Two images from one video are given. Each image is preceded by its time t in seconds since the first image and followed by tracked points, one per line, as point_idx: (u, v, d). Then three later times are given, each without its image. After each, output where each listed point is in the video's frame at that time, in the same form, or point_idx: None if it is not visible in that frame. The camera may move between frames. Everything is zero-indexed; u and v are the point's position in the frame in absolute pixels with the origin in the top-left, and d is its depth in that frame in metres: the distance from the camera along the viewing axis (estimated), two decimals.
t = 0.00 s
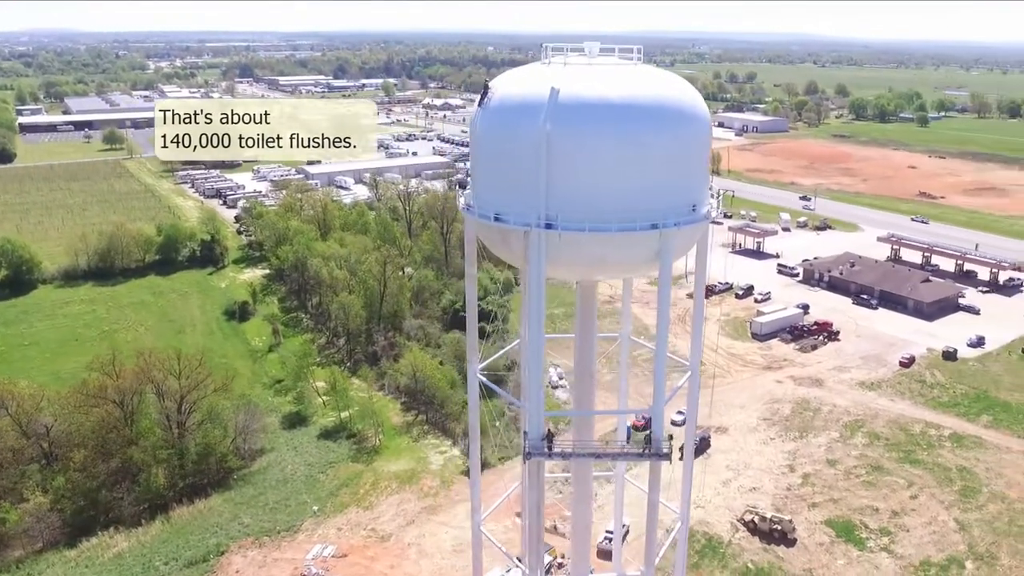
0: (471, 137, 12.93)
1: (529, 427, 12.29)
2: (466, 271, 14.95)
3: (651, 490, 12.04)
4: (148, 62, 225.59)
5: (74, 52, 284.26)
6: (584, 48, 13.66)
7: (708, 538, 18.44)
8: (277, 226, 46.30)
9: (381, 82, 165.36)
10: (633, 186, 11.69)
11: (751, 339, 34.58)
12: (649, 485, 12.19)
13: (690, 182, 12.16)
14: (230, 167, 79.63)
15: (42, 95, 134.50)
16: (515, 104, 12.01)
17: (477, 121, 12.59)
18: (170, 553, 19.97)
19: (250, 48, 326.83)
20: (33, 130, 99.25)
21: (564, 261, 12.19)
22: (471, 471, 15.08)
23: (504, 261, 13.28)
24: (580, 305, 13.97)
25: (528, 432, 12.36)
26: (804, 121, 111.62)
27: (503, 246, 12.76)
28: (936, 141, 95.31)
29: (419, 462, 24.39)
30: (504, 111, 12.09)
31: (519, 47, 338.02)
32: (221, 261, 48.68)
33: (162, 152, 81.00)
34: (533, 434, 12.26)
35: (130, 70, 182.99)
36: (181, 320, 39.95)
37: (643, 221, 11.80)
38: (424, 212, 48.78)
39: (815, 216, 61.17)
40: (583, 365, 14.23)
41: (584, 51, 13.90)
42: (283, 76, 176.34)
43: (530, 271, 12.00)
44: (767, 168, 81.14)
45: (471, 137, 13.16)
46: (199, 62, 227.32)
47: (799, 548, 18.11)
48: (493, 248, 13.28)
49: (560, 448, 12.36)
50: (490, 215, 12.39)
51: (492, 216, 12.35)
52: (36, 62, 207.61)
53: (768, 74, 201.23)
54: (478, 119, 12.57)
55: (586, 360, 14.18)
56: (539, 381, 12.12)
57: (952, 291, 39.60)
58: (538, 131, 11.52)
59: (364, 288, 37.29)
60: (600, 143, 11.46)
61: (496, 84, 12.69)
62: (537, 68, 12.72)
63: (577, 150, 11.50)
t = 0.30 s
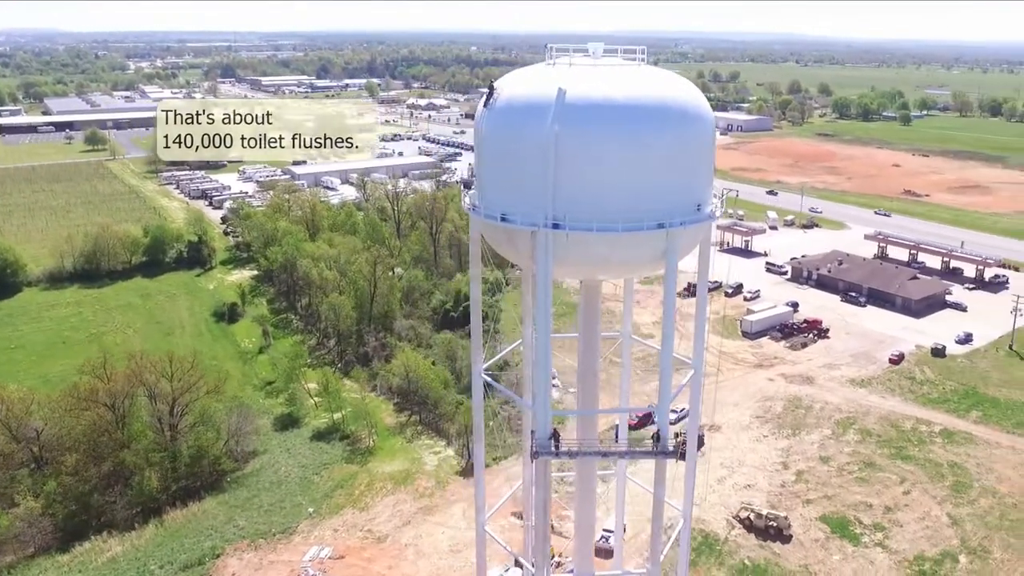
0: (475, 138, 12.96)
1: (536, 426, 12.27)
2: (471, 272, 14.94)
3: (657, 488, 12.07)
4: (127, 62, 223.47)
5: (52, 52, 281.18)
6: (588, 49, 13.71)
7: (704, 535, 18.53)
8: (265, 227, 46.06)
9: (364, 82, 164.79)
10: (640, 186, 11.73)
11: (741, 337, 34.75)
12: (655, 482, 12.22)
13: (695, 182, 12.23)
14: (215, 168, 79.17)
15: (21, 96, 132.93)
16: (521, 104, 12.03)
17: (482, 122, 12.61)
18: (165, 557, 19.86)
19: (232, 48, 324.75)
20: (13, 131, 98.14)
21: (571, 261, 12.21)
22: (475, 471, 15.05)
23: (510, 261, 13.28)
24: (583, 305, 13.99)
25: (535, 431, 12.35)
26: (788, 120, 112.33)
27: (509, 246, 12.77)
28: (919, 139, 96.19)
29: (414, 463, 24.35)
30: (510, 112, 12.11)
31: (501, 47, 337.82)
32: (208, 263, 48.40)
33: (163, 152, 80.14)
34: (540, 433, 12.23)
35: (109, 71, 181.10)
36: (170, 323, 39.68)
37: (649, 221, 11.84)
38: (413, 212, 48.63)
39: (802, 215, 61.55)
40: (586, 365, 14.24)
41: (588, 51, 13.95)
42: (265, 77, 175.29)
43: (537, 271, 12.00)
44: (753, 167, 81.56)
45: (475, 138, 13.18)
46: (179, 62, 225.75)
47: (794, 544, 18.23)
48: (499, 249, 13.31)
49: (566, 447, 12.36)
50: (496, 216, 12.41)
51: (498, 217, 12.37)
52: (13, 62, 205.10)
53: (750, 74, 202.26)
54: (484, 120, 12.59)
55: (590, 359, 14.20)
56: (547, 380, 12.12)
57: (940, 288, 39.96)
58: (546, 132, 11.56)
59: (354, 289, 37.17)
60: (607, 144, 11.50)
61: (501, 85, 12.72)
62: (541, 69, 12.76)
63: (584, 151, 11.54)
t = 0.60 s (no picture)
0: (480, 139, 12.98)
1: (541, 425, 12.26)
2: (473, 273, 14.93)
3: (660, 485, 12.08)
4: (102, 61, 219.90)
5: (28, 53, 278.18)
6: (591, 51, 13.77)
7: (699, 533, 18.64)
8: (251, 229, 45.78)
9: (346, 83, 164.24)
10: (644, 185, 11.78)
11: (730, 335, 34.94)
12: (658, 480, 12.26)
13: (699, 182, 12.30)
14: (198, 169, 78.62)
15: None
16: (526, 105, 12.05)
17: (486, 123, 12.63)
18: (157, 561, 19.71)
19: (210, 49, 322.83)
20: None
21: (577, 261, 12.23)
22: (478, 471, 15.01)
23: (515, 262, 13.28)
24: (585, 306, 14.03)
25: (540, 430, 12.33)
26: (771, 119, 113.08)
27: (514, 247, 12.79)
28: (901, 138, 97.17)
29: (406, 464, 24.29)
30: (515, 113, 12.14)
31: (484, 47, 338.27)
32: (194, 265, 48.04)
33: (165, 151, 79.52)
34: (545, 432, 12.23)
35: (87, 72, 179.29)
36: (156, 325, 39.39)
37: (654, 221, 11.90)
38: (399, 213, 48.47)
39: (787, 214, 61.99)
40: (588, 364, 14.26)
41: (590, 52, 14.02)
42: (246, 78, 174.25)
43: (544, 271, 12.00)
44: (738, 166, 82.03)
45: (479, 139, 13.19)
46: (157, 63, 223.40)
47: (788, 541, 18.36)
48: (503, 250, 13.32)
49: (571, 446, 12.37)
50: (501, 217, 12.43)
51: (503, 218, 12.39)
52: None
53: (731, 74, 203.15)
54: (488, 121, 12.61)
55: (591, 359, 14.23)
56: (552, 379, 12.12)
57: (925, 286, 40.35)
58: (552, 133, 11.58)
59: (343, 291, 36.98)
60: (612, 145, 11.54)
61: (504, 86, 12.76)
62: (544, 71, 12.80)
63: (589, 151, 11.57)
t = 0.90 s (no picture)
0: (483, 140, 13.01)
1: (547, 424, 12.32)
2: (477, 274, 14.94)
3: (665, 483, 12.15)
4: (80, 61, 218.06)
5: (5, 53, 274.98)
6: (594, 53, 13.84)
7: (694, 531, 18.74)
8: (238, 231, 45.52)
9: (329, 84, 163.66)
10: (649, 186, 11.85)
11: (720, 335, 35.11)
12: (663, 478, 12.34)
13: (702, 183, 12.38)
14: (181, 171, 78.08)
15: None
16: (531, 107, 12.09)
17: (490, 124, 12.65)
18: (151, 566, 19.58)
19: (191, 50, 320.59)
20: None
21: (582, 262, 12.27)
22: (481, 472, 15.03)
23: (519, 263, 13.30)
24: (588, 306, 14.10)
25: (546, 430, 12.36)
26: (754, 119, 113.78)
27: (518, 249, 12.83)
28: (883, 138, 98.13)
29: (400, 466, 24.26)
30: (520, 113, 12.17)
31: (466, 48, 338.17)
32: (180, 267, 47.72)
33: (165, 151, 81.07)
34: (551, 432, 12.25)
35: (65, 73, 177.58)
36: (143, 329, 39.11)
37: (659, 221, 11.96)
38: (387, 214, 48.35)
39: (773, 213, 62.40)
40: (591, 364, 14.33)
41: (592, 54, 14.10)
42: (227, 78, 173.13)
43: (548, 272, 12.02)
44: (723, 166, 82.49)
45: (482, 139, 13.22)
46: (136, 64, 221.68)
47: (783, 538, 18.49)
48: (507, 252, 13.37)
49: (576, 446, 12.41)
50: (506, 218, 12.45)
51: (509, 219, 12.41)
52: None
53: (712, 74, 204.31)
54: (492, 122, 12.62)
55: (593, 360, 14.30)
56: (558, 378, 12.19)
57: (912, 285, 40.74)
58: (557, 135, 11.62)
59: (332, 293, 36.84)
60: (617, 146, 11.60)
61: (508, 87, 12.80)
62: (548, 73, 12.84)
63: (595, 152, 11.61)
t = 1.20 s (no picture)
0: (488, 141, 13.02)
1: (553, 424, 12.29)
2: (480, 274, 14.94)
3: (670, 481, 12.23)
4: (58, 62, 215.99)
5: None
6: (597, 54, 13.90)
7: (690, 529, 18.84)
8: (226, 233, 45.24)
9: (312, 84, 163.04)
10: (655, 186, 11.92)
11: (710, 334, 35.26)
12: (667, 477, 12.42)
13: (706, 183, 12.47)
14: (166, 172, 77.59)
15: None
16: (537, 108, 12.11)
17: (496, 125, 12.65)
18: (146, 571, 19.46)
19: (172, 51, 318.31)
20: None
21: (588, 262, 12.32)
22: (485, 472, 15.02)
23: (524, 263, 13.33)
24: (590, 306, 14.14)
25: (552, 429, 12.38)
26: (739, 118, 114.32)
27: (524, 249, 12.81)
28: (867, 136, 98.91)
29: (395, 467, 24.23)
30: (526, 115, 12.18)
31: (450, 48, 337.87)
32: (168, 270, 47.39)
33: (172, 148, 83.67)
34: (557, 431, 12.27)
35: (43, 74, 175.59)
36: (131, 331, 38.83)
37: (665, 221, 12.05)
38: (375, 215, 48.17)
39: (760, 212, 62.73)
40: (594, 364, 14.39)
41: (595, 55, 14.14)
42: (209, 79, 171.98)
43: (555, 273, 12.05)
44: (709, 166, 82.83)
45: (487, 141, 13.25)
46: (115, 64, 219.47)
47: (778, 535, 18.62)
48: (511, 252, 13.36)
49: (582, 445, 12.45)
50: (512, 219, 12.47)
51: (515, 220, 12.42)
52: None
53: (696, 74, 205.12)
54: (497, 123, 12.63)
55: (597, 359, 14.36)
56: (564, 377, 12.17)
57: (899, 283, 41.12)
58: (564, 137, 11.67)
59: (322, 294, 36.68)
60: (624, 147, 11.65)
61: (513, 87, 12.82)
62: (554, 74, 12.86)
63: (601, 152, 11.66)
